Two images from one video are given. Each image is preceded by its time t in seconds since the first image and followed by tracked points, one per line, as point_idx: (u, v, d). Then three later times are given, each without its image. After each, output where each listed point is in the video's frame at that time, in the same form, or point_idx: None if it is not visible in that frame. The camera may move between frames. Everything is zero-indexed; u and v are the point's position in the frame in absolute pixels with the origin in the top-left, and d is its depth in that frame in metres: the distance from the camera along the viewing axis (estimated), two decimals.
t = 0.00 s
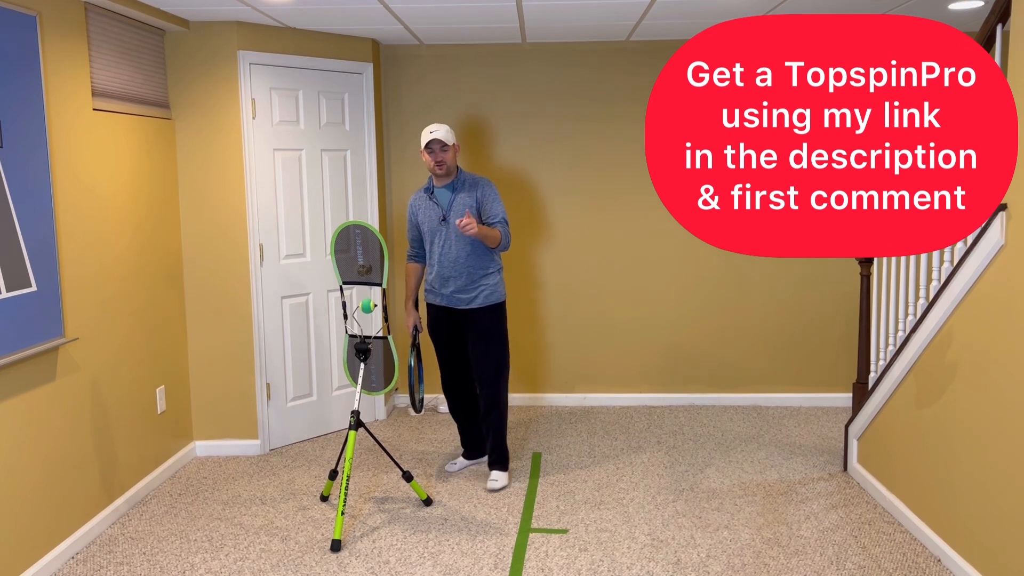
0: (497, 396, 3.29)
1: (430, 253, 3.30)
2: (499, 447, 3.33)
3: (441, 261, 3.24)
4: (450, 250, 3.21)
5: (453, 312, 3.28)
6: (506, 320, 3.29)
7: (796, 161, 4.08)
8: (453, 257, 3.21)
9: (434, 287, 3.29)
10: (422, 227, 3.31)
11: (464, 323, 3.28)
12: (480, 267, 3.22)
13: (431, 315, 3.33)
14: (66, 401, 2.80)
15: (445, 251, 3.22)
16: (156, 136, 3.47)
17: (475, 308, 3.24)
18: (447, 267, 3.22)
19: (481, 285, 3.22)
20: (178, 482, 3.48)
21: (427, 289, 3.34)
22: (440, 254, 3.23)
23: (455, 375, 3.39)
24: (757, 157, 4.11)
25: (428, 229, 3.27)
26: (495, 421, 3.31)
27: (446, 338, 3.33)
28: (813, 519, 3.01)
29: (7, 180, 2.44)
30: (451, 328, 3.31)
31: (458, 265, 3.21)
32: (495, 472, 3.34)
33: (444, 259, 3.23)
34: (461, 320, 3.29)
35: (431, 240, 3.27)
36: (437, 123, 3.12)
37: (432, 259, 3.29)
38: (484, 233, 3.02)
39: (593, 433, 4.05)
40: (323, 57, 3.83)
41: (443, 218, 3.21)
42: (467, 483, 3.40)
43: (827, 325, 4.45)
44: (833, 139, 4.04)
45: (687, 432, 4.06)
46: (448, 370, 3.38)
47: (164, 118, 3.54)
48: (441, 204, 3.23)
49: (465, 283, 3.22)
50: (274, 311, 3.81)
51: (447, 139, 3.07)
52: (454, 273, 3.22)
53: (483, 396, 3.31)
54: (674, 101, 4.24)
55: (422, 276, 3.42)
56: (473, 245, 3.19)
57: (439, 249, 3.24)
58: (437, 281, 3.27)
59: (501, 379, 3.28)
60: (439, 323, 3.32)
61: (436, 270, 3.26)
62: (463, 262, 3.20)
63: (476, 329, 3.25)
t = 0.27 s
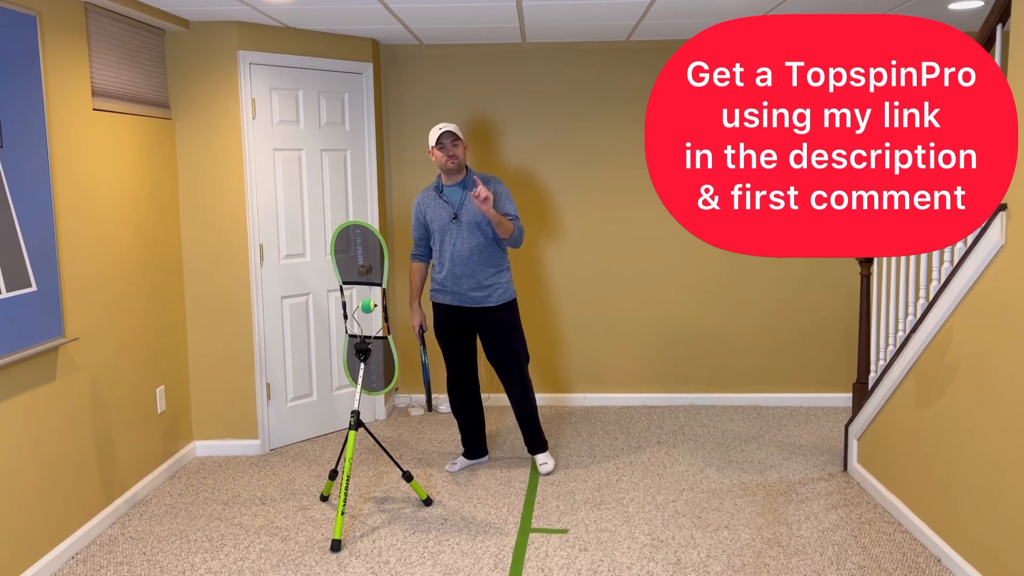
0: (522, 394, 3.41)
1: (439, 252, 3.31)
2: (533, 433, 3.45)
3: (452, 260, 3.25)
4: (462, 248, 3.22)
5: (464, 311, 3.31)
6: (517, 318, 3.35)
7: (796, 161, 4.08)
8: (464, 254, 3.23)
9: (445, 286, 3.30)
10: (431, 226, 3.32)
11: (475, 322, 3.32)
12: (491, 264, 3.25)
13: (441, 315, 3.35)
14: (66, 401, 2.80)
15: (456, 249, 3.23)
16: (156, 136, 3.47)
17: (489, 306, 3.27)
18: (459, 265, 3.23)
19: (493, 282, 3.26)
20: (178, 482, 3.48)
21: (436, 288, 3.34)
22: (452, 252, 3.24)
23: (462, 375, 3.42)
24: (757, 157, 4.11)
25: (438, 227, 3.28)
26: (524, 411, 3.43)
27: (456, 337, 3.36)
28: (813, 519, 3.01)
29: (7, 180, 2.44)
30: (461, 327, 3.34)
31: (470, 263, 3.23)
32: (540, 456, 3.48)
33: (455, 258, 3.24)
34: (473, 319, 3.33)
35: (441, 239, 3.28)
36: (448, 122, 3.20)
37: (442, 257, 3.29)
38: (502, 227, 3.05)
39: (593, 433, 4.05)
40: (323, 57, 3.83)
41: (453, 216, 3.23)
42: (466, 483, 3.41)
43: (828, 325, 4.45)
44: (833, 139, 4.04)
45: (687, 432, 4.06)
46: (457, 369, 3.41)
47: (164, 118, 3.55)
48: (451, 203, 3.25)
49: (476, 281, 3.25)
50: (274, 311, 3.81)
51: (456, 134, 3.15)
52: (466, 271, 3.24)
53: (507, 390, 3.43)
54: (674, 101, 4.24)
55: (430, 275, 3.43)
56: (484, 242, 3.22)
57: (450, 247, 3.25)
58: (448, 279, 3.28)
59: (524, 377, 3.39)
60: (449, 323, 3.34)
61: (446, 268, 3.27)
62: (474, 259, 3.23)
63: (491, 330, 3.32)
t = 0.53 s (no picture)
0: (531, 397, 3.44)
1: (456, 251, 3.32)
2: (543, 433, 3.50)
3: (473, 258, 3.27)
4: (483, 247, 3.26)
5: (481, 310, 3.33)
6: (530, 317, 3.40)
7: (796, 161, 4.08)
8: (485, 253, 3.27)
9: (463, 286, 3.30)
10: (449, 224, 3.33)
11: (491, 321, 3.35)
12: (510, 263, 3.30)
13: (455, 315, 3.36)
14: (67, 401, 2.80)
15: (477, 248, 3.27)
16: (156, 136, 3.47)
17: (506, 306, 3.31)
18: (480, 264, 3.26)
19: (511, 281, 3.30)
20: (178, 482, 3.48)
21: (451, 288, 3.34)
22: (472, 251, 3.27)
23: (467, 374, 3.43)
24: (757, 157, 4.11)
25: (457, 226, 3.30)
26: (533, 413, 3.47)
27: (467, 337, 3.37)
28: (813, 519, 3.01)
29: (7, 180, 2.44)
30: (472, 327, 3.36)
31: (490, 262, 3.27)
32: (551, 456, 3.54)
33: (476, 257, 3.27)
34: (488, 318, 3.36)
35: (461, 238, 3.29)
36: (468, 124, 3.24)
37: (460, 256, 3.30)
38: (519, 236, 3.13)
39: (593, 433, 4.05)
40: (323, 57, 3.83)
41: (474, 215, 3.27)
42: (465, 483, 3.41)
43: (828, 325, 4.45)
44: (833, 139, 4.04)
45: (687, 432, 4.06)
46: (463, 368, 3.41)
47: (164, 118, 3.55)
48: (472, 202, 3.30)
49: (496, 279, 3.28)
50: (274, 311, 3.81)
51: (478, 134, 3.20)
52: (487, 269, 3.27)
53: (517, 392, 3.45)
54: (674, 100, 4.24)
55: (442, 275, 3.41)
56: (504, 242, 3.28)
57: (470, 246, 3.28)
58: (467, 278, 3.29)
59: (534, 380, 3.42)
60: (463, 322, 3.35)
61: (466, 267, 3.29)
62: (495, 258, 3.27)
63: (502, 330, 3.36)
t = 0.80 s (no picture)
0: (542, 402, 3.45)
1: (484, 250, 3.33)
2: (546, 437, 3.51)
3: (501, 257, 3.28)
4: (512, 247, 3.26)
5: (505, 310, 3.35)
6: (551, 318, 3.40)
7: (796, 161, 4.08)
8: (514, 253, 3.28)
9: (490, 284, 3.31)
10: (478, 222, 3.33)
11: (515, 320, 3.35)
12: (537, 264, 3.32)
13: (479, 314, 3.36)
14: (66, 401, 2.80)
15: (506, 248, 3.27)
16: (156, 136, 3.47)
17: (531, 306, 3.32)
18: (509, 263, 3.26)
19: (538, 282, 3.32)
20: (178, 482, 3.48)
21: (477, 286, 3.35)
22: (501, 251, 3.28)
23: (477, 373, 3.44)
24: (757, 157, 4.11)
25: (487, 225, 3.30)
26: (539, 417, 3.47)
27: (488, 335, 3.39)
28: (813, 519, 3.01)
29: (7, 180, 2.44)
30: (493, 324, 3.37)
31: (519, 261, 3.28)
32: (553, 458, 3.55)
33: (506, 256, 3.27)
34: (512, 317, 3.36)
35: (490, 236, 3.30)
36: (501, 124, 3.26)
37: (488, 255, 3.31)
38: (548, 228, 3.12)
39: (593, 433, 4.05)
40: (323, 57, 3.83)
41: (505, 214, 3.27)
42: (465, 483, 3.41)
43: (828, 325, 4.45)
44: (833, 139, 4.04)
45: (687, 432, 4.06)
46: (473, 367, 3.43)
47: (164, 118, 3.54)
48: (503, 201, 3.30)
49: (522, 280, 3.30)
50: (274, 311, 3.81)
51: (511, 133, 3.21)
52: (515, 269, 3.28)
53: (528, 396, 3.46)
54: (674, 101, 4.24)
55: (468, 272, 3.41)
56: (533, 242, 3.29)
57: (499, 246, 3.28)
58: (494, 277, 3.30)
59: (547, 386, 3.43)
60: (486, 321, 3.35)
61: (494, 266, 3.29)
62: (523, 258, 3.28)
63: (522, 331, 3.36)
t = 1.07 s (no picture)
0: (549, 402, 3.42)
1: (511, 249, 3.27)
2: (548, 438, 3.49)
3: (527, 258, 3.22)
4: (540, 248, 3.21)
5: (528, 312, 3.27)
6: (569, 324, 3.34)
7: (796, 161, 4.08)
8: (540, 254, 3.22)
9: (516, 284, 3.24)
10: (504, 221, 3.27)
11: (536, 323, 3.29)
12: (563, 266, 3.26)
13: (503, 313, 3.27)
14: (66, 401, 2.80)
15: (534, 248, 3.21)
16: (156, 136, 3.47)
17: (555, 309, 3.27)
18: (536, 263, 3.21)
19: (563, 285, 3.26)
20: (178, 482, 3.48)
21: (501, 285, 3.27)
22: (528, 251, 3.22)
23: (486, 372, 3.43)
24: (757, 157, 4.11)
25: (515, 224, 3.24)
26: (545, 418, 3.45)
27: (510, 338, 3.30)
28: (813, 519, 3.01)
29: (7, 180, 2.44)
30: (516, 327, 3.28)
31: (546, 262, 3.22)
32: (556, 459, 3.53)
33: (533, 256, 3.21)
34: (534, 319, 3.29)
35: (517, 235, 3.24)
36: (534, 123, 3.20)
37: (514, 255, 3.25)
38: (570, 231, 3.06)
39: (594, 433, 4.05)
40: (323, 57, 3.83)
41: (532, 215, 3.22)
42: (465, 483, 3.41)
43: (828, 325, 4.45)
44: (833, 139, 4.04)
45: (687, 432, 4.06)
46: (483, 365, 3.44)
47: (164, 118, 3.54)
48: (531, 201, 3.24)
49: (548, 282, 3.24)
50: (274, 311, 3.81)
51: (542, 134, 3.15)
52: (540, 271, 3.22)
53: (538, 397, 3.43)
54: (674, 101, 4.24)
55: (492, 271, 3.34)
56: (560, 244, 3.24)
57: (526, 246, 3.23)
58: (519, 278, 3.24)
59: (557, 387, 3.40)
60: (509, 322, 3.27)
61: (521, 266, 3.23)
62: (550, 259, 3.22)
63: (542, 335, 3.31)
